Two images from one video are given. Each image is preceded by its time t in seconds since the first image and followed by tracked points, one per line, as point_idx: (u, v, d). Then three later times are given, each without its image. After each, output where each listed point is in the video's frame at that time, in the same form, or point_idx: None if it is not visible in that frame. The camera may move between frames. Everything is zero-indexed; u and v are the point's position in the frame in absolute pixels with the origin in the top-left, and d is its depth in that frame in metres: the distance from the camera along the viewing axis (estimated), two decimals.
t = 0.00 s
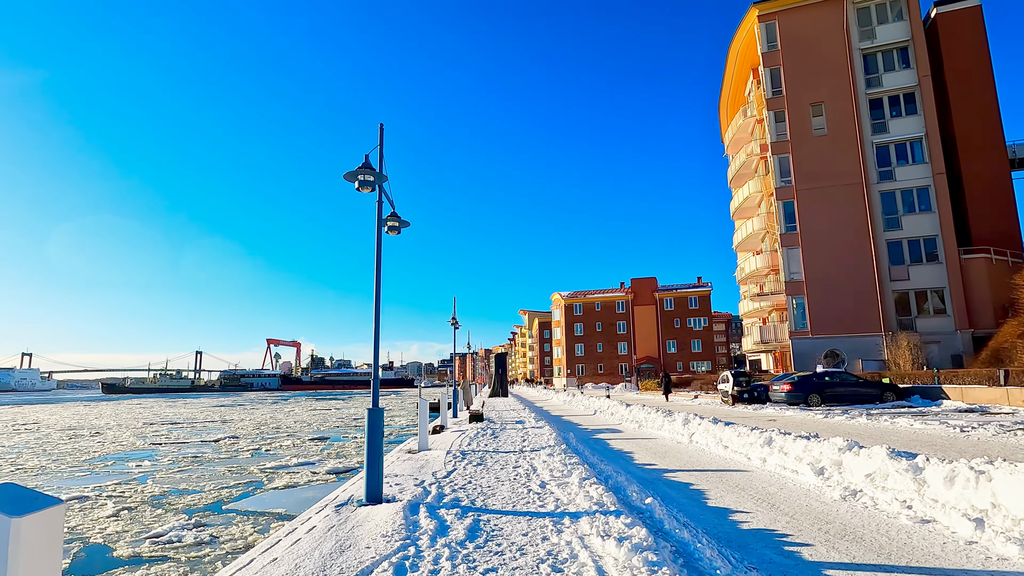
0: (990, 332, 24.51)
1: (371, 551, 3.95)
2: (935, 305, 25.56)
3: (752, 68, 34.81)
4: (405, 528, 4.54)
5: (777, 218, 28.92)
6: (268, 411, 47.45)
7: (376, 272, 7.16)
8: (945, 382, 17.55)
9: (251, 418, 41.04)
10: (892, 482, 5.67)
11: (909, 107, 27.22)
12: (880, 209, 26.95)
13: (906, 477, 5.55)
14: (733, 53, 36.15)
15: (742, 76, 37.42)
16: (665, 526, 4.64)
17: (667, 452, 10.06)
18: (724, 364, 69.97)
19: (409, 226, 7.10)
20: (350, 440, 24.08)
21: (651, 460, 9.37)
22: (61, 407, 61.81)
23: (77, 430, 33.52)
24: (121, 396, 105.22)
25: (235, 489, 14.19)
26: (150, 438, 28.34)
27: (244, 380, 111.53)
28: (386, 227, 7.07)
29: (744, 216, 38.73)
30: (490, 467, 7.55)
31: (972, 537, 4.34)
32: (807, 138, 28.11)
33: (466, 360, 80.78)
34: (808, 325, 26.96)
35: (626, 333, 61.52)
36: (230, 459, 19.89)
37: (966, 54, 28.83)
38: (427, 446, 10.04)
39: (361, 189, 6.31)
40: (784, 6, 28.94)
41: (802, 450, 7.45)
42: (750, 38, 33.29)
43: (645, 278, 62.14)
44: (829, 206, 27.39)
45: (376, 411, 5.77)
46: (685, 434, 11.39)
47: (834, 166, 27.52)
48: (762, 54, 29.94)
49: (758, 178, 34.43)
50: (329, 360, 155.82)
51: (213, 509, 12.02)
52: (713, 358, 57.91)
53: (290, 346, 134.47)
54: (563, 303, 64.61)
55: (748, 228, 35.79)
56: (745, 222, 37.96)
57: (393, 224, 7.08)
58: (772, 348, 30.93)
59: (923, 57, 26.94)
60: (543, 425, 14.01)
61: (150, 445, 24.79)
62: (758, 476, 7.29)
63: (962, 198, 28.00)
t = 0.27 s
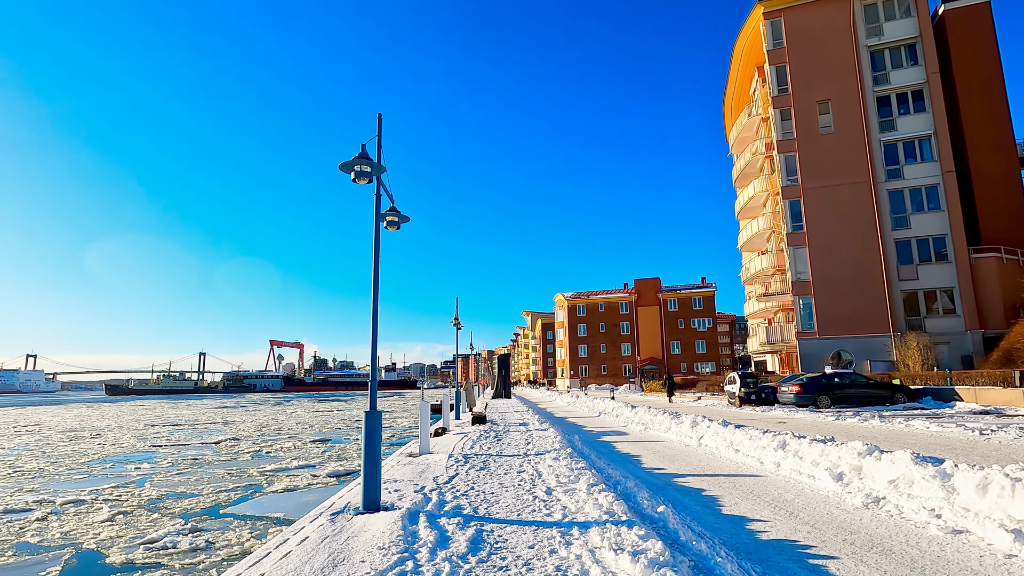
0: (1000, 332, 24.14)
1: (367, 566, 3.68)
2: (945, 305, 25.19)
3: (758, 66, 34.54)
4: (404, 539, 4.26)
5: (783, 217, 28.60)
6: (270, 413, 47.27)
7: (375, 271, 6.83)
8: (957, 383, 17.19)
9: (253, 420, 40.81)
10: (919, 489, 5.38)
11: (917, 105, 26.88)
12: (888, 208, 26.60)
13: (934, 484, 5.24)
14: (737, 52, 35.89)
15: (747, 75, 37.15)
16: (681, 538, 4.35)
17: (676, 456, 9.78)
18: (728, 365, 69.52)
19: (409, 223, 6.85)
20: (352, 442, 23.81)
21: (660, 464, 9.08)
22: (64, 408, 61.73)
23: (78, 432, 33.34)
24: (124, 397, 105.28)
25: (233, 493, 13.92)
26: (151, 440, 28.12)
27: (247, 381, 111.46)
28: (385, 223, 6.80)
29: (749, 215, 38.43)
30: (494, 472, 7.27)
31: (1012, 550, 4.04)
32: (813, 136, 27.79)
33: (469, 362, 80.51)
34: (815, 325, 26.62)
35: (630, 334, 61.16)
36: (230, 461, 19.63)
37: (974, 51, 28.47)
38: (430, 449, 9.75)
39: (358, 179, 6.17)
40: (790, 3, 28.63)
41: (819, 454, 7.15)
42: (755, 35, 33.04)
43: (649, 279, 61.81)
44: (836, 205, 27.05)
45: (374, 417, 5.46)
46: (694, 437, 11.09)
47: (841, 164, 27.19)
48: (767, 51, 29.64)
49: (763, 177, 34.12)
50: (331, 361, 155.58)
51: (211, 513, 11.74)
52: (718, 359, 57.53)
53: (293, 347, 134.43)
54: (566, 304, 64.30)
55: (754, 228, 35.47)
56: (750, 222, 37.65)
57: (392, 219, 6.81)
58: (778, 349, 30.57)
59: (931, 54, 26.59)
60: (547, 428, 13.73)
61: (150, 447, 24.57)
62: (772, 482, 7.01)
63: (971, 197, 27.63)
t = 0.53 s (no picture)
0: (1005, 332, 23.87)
1: None
2: (948, 305, 24.92)
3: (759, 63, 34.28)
4: (394, 552, 3.95)
5: (785, 216, 28.32)
6: (267, 413, 46.94)
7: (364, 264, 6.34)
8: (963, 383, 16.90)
9: (250, 419, 40.48)
10: (941, 496, 5.08)
11: (920, 102, 26.59)
12: (891, 207, 26.31)
13: (959, 491, 4.93)
14: (738, 49, 35.57)
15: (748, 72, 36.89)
16: (692, 551, 4.04)
17: (679, 458, 9.48)
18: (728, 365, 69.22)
19: (403, 215, 6.56)
20: (348, 443, 23.48)
21: (663, 466, 8.78)
22: (61, 407, 61.43)
23: (72, 432, 32.99)
24: (122, 397, 104.91)
25: (225, 495, 13.59)
26: (145, 440, 27.78)
27: (245, 381, 111.06)
28: (377, 214, 6.50)
29: (750, 214, 38.17)
30: (492, 477, 6.96)
31: None
32: (816, 134, 27.49)
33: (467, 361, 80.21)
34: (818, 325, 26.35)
35: (629, 334, 60.86)
36: (224, 462, 19.30)
37: (978, 48, 28.19)
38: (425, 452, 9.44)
39: (348, 165, 5.96)
40: None
41: (830, 458, 6.85)
42: (757, 32, 32.74)
43: (648, 278, 61.52)
44: (839, 203, 26.76)
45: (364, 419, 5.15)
46: (697, 439, 10.78)
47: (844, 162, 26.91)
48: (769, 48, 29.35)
49: (764, 176, 33.86)
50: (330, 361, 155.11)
51: (201, 517, 11.40)
52: (718, 359, 57.25)
53: (292, 347, 134.07)
54: (565, 303, 64.00)
55: (754, 227, 35.19)
56: (751, 221, 37.39)
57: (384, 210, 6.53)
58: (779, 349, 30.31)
59: (935, 51, 26.28)
60: (547, 429, 13.42)
61: (144, 448, 24.23)
62: (782, 487, 6.71)
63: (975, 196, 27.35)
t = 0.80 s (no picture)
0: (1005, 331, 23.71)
1: None
2: (948, 304, 24.77)
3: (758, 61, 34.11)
4: (386, 564, 3.68)
5: (784, 214, 28.14)
6: (262, 412, 46.55)
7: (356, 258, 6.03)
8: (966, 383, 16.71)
9: (244, 419, 40.13)
10: (964, 503, 4.83)
11: (920, 100, 26.41)
12: (891, 205, 26.14)
13: (983, 498, 4.68)
14: (737, 46, 35.36)
15: (746, 70, 36.72)
16: (707, 564, 3.78)
17: (682, 460, 9.23)
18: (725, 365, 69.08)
19: (397, 207, 6.25)
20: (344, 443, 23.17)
21: (667, 469, 8.51)
22: (53, 408, 60.84)
23: (63, 433, 32.52)
24: (117, 397, 104.17)
25: (216, 498, 13.25)
26: (137, 441, 27.40)
27: (241, 381, 110.51)
28: (370, 207, 6.22)
29: (748, 213, 38.01)
30: (490, 481, 6.67)
31: None
32: (815, 132, 27.29)
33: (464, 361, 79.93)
34: (817, 324, 26.18)
35: (627, 333, 60.66)
36: (215, 464, 18.94)
37: (977, 46, 28.01)
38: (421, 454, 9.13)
39: (337, 152, 5.79)
40: None
41: (842, 461, 6.58)
42: (755, 29, 32.55)
43: (646, 278, 61.34)
44: (838, 201, 26.58)
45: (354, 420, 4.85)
46: (700, 440, 10.51)
47: (843, 160, 26.74)
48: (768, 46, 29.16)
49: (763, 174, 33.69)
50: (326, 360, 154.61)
51: (190, 521, 11.06)
52: (715, 358, 57.09)
53: (287, 347, 133.42)
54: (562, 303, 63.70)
55: (753, 226, 34.99)
56: (749, 219, 37.24)
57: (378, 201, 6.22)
58: (778, 348, 30.12)
59: (935, 48, 26.11)
60: (545, 429, 13.13)
61: (136, 449, 23.83)
62: (792, 490, 6.45)
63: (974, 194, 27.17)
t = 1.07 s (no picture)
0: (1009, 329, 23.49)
1: None
2: (951, 301, 24.54)
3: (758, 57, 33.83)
4: None
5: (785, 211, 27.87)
6: (259, 412, 46.19)
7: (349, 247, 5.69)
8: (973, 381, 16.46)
9: (240, 419, 39.72)
10: (997, 508, 4.53)
11: (923, 96, 26.15)
12: (893, 202, 25.88)
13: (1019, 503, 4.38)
14: (737, 42, 35.06)
15: (747, 67, 36.46)
16: None
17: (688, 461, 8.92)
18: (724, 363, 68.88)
19: (392, 193, 5.92)
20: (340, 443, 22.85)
21: (673, 470, 8.21)
22: (47, 407, 60.28)
23: (56, 433, 32.08)
24: (113, 396, 103.51)
25: (208, 500, 12.91)
26: (131, 441, 26.99)
27: (238, 380, 109.99)
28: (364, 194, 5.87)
29: (748, 211, 37.77)
30: (491, 484, 6.34)
31: None
32: (816, 128, 27.02)
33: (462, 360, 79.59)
34: (818, 322, 25.94)
35: (625, 332, 60.40)
36: (209, 465, 18.58)
37: (979, 41, 27.75)
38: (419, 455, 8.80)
39: (327, 133, 5.49)
40: None
41: (859, 462, 6.27)
42: (756, 24, 32.23)
43: (645, 276, 61.08)
44: (840, 198, 26.33)
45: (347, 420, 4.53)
46: (706, 440, 10.22)
47: (845, 156, 26.48)
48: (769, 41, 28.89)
49: (763, 171, 33.43)
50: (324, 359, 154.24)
51: (180, 524, 10.72)
52: (714, 357, 56.90)
53: (285, 346, 132.83)
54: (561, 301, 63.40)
55: (753, 223, 34.70)
56: (749, 217, 36.99)
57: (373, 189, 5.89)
58: (779, 346, 29.85)
59: (937, 43, 25.86)
60: (546, 429, 12.81)
61: (128, 449, 23.44)
62: (807, 493, 6.16)
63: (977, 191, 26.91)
